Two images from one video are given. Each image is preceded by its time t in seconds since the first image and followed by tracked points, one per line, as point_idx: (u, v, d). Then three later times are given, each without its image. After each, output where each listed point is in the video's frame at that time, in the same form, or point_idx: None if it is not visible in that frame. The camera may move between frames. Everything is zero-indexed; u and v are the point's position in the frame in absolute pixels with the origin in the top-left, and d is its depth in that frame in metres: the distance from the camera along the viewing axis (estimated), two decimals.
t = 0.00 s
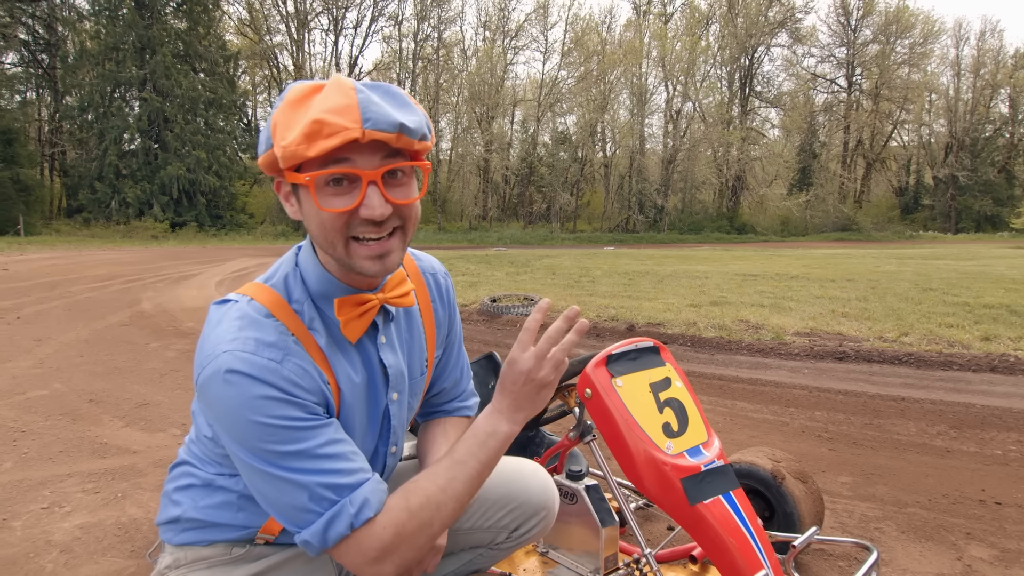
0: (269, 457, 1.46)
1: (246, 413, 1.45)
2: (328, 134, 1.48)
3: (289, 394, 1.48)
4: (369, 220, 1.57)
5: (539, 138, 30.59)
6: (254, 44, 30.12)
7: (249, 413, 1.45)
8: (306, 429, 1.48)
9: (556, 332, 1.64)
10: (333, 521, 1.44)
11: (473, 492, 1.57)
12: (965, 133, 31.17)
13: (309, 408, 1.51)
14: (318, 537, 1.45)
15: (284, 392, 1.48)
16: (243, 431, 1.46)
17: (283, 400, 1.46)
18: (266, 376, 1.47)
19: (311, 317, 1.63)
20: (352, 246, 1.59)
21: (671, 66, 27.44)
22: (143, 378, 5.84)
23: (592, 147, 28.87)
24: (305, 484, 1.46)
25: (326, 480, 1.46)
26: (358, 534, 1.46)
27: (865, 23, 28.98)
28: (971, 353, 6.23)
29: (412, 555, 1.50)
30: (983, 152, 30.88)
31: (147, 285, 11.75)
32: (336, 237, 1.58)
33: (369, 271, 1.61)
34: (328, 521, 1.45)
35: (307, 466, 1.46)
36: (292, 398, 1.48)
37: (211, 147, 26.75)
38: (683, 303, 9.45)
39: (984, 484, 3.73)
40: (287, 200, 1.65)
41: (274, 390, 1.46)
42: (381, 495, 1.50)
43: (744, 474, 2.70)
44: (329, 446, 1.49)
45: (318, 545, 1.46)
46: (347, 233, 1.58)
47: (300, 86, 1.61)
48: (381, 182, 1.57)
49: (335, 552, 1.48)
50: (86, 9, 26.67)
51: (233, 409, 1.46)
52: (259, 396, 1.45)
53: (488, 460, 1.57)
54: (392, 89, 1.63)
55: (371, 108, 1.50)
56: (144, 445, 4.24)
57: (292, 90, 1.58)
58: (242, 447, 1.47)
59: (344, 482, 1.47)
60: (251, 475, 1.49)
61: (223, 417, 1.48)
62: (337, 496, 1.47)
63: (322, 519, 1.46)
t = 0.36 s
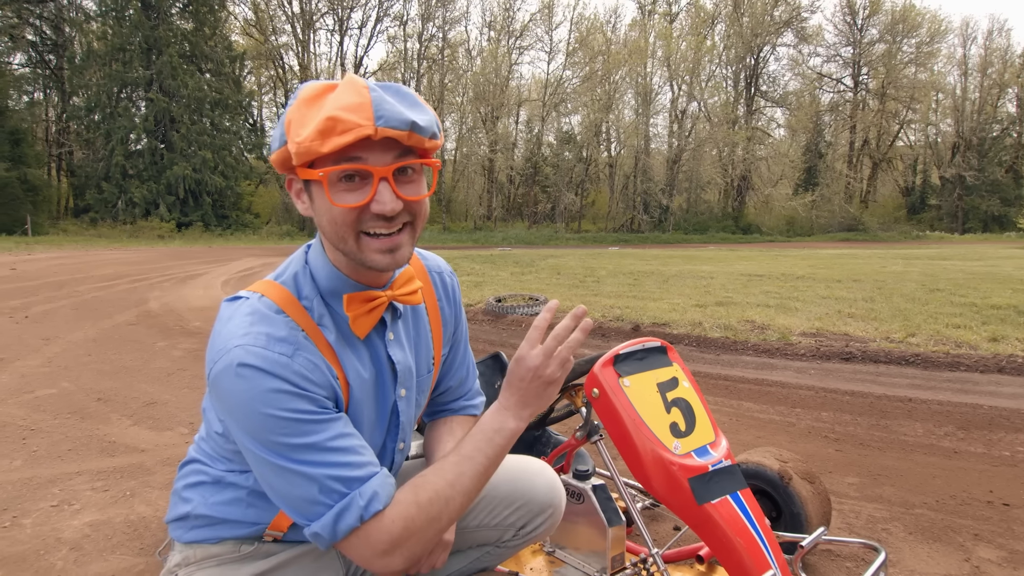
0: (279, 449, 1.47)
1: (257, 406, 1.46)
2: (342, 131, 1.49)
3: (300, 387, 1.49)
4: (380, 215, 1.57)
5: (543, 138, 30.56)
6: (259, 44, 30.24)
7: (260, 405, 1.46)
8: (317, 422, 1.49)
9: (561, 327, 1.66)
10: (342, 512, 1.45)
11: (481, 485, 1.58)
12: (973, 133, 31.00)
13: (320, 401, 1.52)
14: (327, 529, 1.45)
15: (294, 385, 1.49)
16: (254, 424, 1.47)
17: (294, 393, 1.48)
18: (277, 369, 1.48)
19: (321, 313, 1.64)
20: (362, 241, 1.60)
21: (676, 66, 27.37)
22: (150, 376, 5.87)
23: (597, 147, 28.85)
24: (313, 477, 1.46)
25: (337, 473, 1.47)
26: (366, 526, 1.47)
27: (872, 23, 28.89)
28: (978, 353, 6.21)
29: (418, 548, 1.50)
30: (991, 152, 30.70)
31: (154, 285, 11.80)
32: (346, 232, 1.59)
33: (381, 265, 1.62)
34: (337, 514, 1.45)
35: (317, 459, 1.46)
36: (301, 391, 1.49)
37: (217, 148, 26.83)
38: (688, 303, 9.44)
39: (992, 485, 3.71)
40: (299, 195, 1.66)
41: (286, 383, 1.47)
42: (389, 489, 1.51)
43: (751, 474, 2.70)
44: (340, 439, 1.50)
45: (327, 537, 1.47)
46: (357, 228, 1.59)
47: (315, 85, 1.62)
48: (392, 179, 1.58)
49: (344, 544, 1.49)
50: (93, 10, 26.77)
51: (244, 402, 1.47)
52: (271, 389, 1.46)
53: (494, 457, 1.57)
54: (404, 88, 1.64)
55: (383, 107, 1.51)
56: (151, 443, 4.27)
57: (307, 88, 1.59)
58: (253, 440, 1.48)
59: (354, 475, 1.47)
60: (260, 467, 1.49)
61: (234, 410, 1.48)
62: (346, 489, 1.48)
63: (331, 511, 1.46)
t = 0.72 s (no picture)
0: (297, 432, 1.45)
1: (279, 386, 1.45)
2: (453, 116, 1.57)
3: (322, 370, 1.49)
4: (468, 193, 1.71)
5: (549, 138, 30.48)
6: (266, 45, 30.37)
7: (282, 385, 1.45)
8: (337, 406, 1.49)
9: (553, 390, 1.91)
10: (356, 500, 1.44)
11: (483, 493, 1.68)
12: (981, 132, 30.81)
13: (339, 386, 1.52)
14: (338, 514, 1.43)
15: (317, 366, 1.48)
16: (275, 405, 1.45)
17: (316, 374, 1.47)
18: (300, 350, 1.48)
19: (339, 299, 1.63)
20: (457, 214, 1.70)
21: (683, 66, 27.29)
22: (158, 375, 5.90)
23: (602, 147, 28.78)
24: (332, 461, 1.45)
25: (354, 460, 1.46)
26: (379, 515, 1.47)
27: (879, 22, 28.76)
28: (987, 354, 6.16)
29: (419, 544, 1.53)
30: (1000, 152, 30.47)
31: (161, 284, 11.86)
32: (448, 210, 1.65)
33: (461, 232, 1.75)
34: (352, 500, 1.44)
35: (335, 444, 1.45)
36: (324, 374, 1.49)
37: (224, 148, 26.94)
38: (695, 304, 9.43)
39: (1002, 487, 3.69)
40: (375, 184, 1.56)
41: (310, 366, 1.47)
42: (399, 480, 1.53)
43: (759, 475, 2.68)
44: (356, 427, 1.50)
45: (336, 524, 1.45)
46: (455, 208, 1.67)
47: (380, 71, 1.55)
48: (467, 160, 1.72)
49: (352, 534, 1.48)
50: (101, 11, 26.90)
51: (265, 383, 1.45)
52: (295, 370, 1.45)
53: (498, 473, 1.69)
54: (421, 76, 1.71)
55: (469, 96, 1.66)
56: (160, 442, 4.29)
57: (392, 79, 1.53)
58: (271, 422, 1.46)
59: (367, 464, 1.48)
60: (276, 452, 1.46)
61: (254, 392, 1.47)
62: (359, 476, 1.47)
63: (345, 497, 1.44)
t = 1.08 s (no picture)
0: (280, 433, 1.47)
1: (262, 388, 1.47)
2: (347, 135, 1.50)
3: (305, 373, 1.50)
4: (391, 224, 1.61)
5: (556, 138, 30.38)
6: (274, 46, 30.52)
7: (266, 387, 1.47)
8: (321, 409, 1.51)
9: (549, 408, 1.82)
10: (331, 504, 1.46)
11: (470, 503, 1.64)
12: (991, 131, 30.58)
13: (324, 390, 1.53)
14: (312, 516, 1.46)
15: (301, 370, 1.50)
16: (260, 406, 1.48)
17: (300, 377, 1.49)
18: (285, 353, 1.49)
19: (332, 304, 1.64)
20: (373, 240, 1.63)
21: (689, 65, 27.22)
22: (166, 375, 5.94)
23: (609, 147, 28.73)
24: (309, 466, 1.46)
25: (332, 465, 1.48)
26: (355, 521, 1.48)
27: (888, 20, 28.58)
28: (997, 356, 6.12)
29: (404, 550, 1.55)
30: (1011, 151, 30.21)
31: (170, 284, 11.93)
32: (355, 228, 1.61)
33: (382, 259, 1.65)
34: (326, 504, 1.45)
35: (315, 448, 1.47)
36: (306, 377, 1.50)
37: (232, 149, 27.09)
38: (701, 304, 9.40)
39: (1011, 489, 3.66)
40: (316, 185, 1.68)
41: (294, 369, 1.48)
42: (379, 489, 1.53)
43: (765, 477, 2.67)
44: (339, 430, 1.51)
45: (310, 525, 1.47)
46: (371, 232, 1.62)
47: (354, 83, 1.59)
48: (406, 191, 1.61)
49: (331, 536, 1.50)
50: (110, 13, 27.08)
51: (250, 383, 1.48)
52: (280, 372, 1.47)
53: (485, 485, 1.65)
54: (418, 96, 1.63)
55: (390, 114, 1.51)
56: (168, 442, 4.32)
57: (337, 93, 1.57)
58: (256, 422, 1.49)
59: (345, 469, 1.48)
60: (260, 451, 1.49)
61: (242, 391, 1.49)
62: (337, 481, 1.48)
63: (320, 501, 1.47)
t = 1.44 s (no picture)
0: (275, 447, 1.45)
1: (262, 398, 1.46)
2: (382, 132, 1.52)
3: (308, 386, 1.49)
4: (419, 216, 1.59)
5: (563, 138, 30.34)
6: (282, 47, 30.67)
7: (266, 396, 1.46)
8: (316, 424, 1.48)
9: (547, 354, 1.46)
10: (298, 527, 1.41)
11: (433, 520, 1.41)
12: (1003, 131, 30.30)
13: (327, 403, 1.52)
14: (281, 535, 1.43)
15: (308, 382, 1.49)
16: (258, 418, 1.47)
17: (304, 390, 1.48)
18: (291, 361, 1.49)
19: (343, 310, 1.66)
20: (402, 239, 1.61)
21: (697, 65, 27.13)
22: (176, 375, 5.99)
23: (617, 147, 28.67)
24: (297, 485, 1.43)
25: (312, 482, 1.44)
26: (316, 545, 1.42)
27: (898, 19, 28.38)
28: (1007, 358, 6.06)
29: None
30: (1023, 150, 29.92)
31: (179, 285, 12.01)
32: (386, 230, 1.60)
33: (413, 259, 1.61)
34: (293, 527, 1.42)
35: (308, 465, 1.44)
36: (309, 390, 1.49)
37: (240, 150, 27.25)
38: (709, 305, 9.37)
39: (1021, 493, 3.63)
40: (334, 194, 1.67)
41: (294, 380, 1.47)
42: (345, 511, 1.44)
43: (772, 480, 2.67)
44: (334, 448, 1.47)
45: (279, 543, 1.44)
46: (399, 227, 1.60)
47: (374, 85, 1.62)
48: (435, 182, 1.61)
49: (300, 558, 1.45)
50: (121, 15, 27.30)
51: (251, 393, 1.47)
52: (284, 383, 1.47)
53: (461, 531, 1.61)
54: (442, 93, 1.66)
55: (423, 108, 1.54)
56: (178, 442, 4.35)
57: (357, 91, 1.60)
58: (255, 433, 1.47)
59: (317, 495, 1.43)
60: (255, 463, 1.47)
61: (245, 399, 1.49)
62: (306, 505, 1.43)
63: (286, 523, 1.43)
